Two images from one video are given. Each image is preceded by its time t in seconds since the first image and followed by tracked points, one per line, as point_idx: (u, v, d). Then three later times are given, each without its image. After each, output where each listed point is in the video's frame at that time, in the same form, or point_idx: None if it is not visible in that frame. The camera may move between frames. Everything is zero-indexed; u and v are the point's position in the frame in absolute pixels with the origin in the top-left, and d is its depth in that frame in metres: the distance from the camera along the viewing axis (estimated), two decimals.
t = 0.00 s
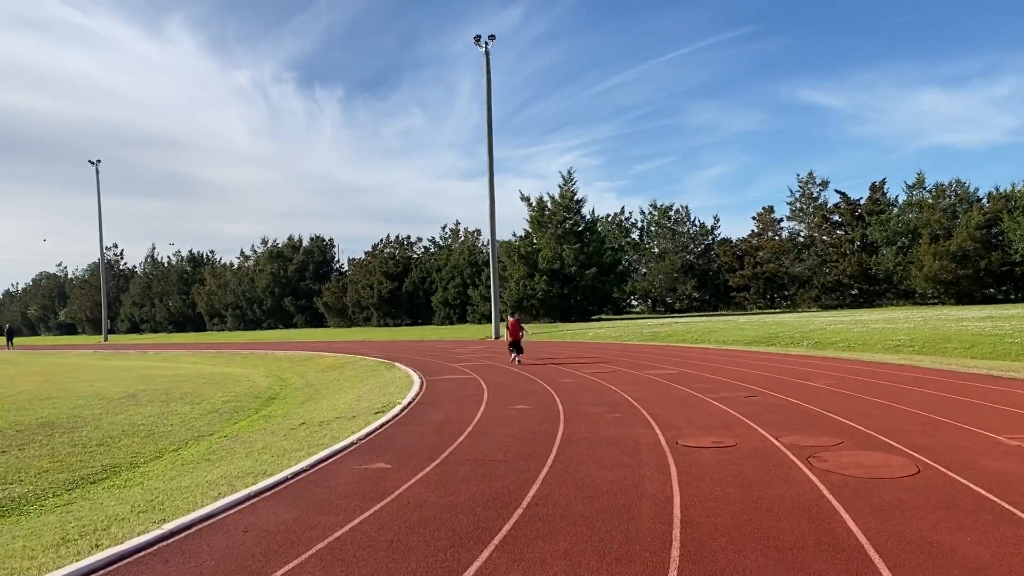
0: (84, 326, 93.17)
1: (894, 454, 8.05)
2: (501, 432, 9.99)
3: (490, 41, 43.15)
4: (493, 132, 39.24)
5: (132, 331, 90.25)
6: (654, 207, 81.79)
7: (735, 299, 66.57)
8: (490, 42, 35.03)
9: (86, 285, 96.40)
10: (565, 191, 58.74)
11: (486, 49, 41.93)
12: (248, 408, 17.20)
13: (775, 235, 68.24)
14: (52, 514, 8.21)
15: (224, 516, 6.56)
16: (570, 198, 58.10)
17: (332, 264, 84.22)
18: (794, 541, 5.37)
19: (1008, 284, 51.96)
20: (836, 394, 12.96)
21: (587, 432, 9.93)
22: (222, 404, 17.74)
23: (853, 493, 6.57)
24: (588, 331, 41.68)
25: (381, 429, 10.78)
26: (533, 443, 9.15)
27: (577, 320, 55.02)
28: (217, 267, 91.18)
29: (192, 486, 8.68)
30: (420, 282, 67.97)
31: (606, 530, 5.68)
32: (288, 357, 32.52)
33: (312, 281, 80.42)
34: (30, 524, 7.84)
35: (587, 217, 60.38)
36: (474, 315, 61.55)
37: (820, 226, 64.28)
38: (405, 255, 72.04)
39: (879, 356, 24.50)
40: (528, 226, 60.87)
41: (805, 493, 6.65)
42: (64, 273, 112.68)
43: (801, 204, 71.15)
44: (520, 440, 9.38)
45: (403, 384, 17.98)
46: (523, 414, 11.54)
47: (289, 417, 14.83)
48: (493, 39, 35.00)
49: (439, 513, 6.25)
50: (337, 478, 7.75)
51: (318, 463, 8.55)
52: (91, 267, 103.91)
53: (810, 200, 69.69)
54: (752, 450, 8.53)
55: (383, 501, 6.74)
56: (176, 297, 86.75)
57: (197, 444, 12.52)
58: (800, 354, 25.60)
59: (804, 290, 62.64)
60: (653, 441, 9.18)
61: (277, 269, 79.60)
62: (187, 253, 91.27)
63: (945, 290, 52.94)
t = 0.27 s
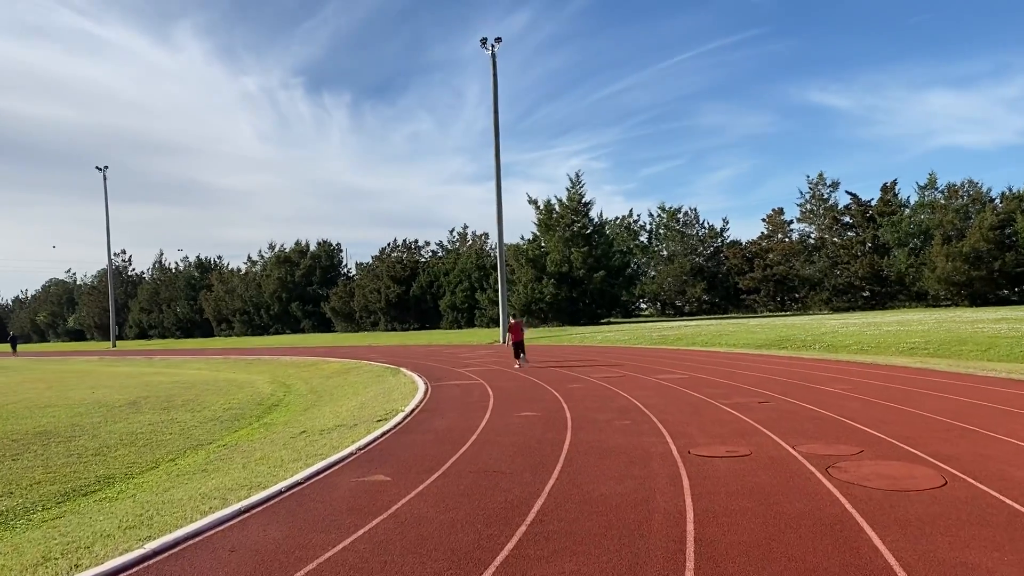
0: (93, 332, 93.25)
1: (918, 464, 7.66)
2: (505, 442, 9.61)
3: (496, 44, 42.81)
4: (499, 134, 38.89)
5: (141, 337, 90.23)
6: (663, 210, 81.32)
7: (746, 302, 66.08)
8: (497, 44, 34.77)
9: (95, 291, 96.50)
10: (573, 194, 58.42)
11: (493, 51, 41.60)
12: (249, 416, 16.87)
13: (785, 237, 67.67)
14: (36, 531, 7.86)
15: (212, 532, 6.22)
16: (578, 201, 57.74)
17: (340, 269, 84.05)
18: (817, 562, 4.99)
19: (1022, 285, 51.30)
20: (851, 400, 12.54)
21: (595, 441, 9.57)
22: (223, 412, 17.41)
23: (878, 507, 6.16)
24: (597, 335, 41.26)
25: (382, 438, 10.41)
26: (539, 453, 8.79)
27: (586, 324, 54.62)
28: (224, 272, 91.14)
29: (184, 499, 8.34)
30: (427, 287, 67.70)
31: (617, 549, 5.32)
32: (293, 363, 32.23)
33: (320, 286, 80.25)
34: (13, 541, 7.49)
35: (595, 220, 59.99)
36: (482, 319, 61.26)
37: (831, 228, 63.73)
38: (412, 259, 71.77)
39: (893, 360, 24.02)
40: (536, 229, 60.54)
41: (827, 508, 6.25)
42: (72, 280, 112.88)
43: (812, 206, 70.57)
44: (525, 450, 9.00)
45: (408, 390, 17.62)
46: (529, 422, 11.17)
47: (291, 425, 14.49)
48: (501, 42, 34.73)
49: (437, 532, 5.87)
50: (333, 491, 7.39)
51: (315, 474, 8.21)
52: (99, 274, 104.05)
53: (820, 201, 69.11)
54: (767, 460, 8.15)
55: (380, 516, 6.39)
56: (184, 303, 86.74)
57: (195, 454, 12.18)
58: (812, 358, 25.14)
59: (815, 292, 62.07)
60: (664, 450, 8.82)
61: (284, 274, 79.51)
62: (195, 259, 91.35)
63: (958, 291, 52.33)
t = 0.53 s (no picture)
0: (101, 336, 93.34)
1: (937, 471, 7.30)
2: (507, 449, 9.28)
3: (502, 45, 42.51)
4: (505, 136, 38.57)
5: (148, 341, 90.22)
6: (670, 211, 80.84)
7: (755, 304, 65.59)
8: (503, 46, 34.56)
9: (103, 295, 96.58)
10: (580, 196, 58.12)
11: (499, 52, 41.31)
12: (250, 421, 16.58)
13: (794, 238, 67.13)
14: (19, 543, 7.57)
15: (195, 548, 5.90)
16: (585, 203, 57.44)
17: (347, 272, 83.92)
18: None
19: None
20: (865, 403, 12.17)
21: (600, 447, 9.23)
22: (223, 417, 17.13)
23: (899, 519, 5.81)
24: (604, 338, 40.88)
25: (380, 445, 10.08)
26: (542, 461, 8.46)
27: (593, 326, 54.27)
28: (232, 276, 91.11)
29: (174, 509, 8.03)
30: (434, 290, 67.49)
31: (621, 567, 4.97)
32: (298, 367, 31.98)
33: (327, 289, 80.13)
34: None
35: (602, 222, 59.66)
36: (489, 322, 60.99)
37: (841, 229, 63.24)
38: (419, 262, 71.56)
39: (906, 362, 23.59)
40: (543, 231, 60.25)
41: (845, 520, 5.90)
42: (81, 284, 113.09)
43: (821, 206, 70.03)
44: (528, 458, 8.66)
45: (411, 395, 17.31)
46: (532, 427, 10.84)
47: (291, 431, 14.19)
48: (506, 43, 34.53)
49: (430, 548, 5.53)
50: (326, 502, 7.08)
51: (308, 483, 7.88)
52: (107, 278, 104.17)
53: (829, 202, 68.60)
54: (779, 468, 7.81)
55: (372, 531, 6.05)
56: (192, 307, 86.73)
57: (191, 461, 11.87)
58: (823, 361, 24.73)
59: (825, 294, 61.55)
60: (671, 457, 8.49)
61: (291, 277, 79.42)
62: (203, 262, 91.42)
63: (970, 292, 51.75)
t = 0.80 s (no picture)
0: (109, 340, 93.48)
1: (959, 483, 6.93)
2: (506, 458, 8.94)
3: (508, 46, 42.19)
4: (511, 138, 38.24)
5: (156, 345, 90.23)
6: (678, 214, 80.33)
7: (763, 307, 65.06)
8: (508, 47, 34.27)
9: (111, 299, 96.69)
10: (586, 199, 57.77)
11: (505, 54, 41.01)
12: (249, 427, 16.24)
13: (803, 240, 66.57)
14: None
15: (172, 566, 5.59)
16: (591, 206, 57.08)
17: (354, 275, 83.77)
18: None
19: None
20: (879, 410, 11.79)
21: (604, 456, 8.88)
22: (222, 423, 16.84)
23: (921, 537, 5.44)
24: (610, 341, 40.46)
25: (376, 454, 9.74)
26: (542, 472, 8.11)
27: (600, 330, 53.88)
28: (239, 279, 91.09)
29: (159, 522, 7.72)
30: (441, 293, 67.23)
31: None
32: (302, 371, 31.68)
33: (333, 293, 79.98)
34: None
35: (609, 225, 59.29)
36: (495, 325, 60.69)
37: (850, 231, 62.67)
38: (426, 266, 71.32)
39: (918, 365, 23.13)
40: (550, 234, 59.90)
41: (862, 537, 5.53)
42: (89, 288, 113.27)
43: (829, 208, 69.46)
44: (527, 469, 8.31)
45: (412, 400, 16.98)
46: (535, 435, 10.50)
47: (289, 437, 13.87)
48: (511, 45, 34.25)
49: (420, 568, 5.19)
50: (314, 515, 6.75)
51: (298, 495, 7.56)
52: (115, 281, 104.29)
53: (838, 204, 68.02)
54: (790, 480, 7.45)
55: (359, 549, 5.72)
56: (199, 311, 86.71)
57: (185, 470, 11.55)
58: (834, 365, 24.28)
59: (834, 296, 60.99)
60: (677, 468, 8.13)
61: (298, 281, 79.32)
62: (210, 266, 91.45)
63: (981, 295, 51.14)
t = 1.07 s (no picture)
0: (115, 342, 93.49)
1: (982, 497, 6.55)
2: (505, 468, 8.60)
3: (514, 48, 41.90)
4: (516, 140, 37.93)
5: (162, 348, 90.16)
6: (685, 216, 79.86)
7: (771, 309, 64.56)
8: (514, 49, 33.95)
9: (117, 301, 96.68)
10: (592, 201, 57.35)
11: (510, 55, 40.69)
12: (246, 433, 15.92)
13: (811, 243, 66.04)
14: None
15: None
16: (598, 208, 56.64)
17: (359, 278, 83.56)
18: None
19: None
20: (893, 417, 11.40)
21: (607, 466, 8.53)
22: (219, 429, 16.53)
23: (945, 557, 5.08)
24: (616, 344, 40.08)
25: (370, 463, 9.41)
26: (542, 483, 7.76)
27: (607, 333, 53.46)
28: (244, 282, 90.97)
29: (143, 535, 7.39)
30: (446, 295, 66.94)
31: None
32: (304, 375, 31.38)
33: (339, 295, 79.78)
34: None
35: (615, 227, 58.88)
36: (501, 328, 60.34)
37: (859, 233, 62.09)
38: (431, 268, 71.03)
39: (930, 369, 22.69)
40: (556, 236, 59.50)
41: (882, 557, 5.17)
42: (95, 290, 113.38)
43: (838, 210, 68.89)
44: (527, 480, 7.96)
45: (413, 405, 16.64)
46: (536, 443, 10.16)
47: (286, 444, 13.55)
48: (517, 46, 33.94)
49: None
50: (299, 530, 6.42)
51: (285, 507, 7.23)
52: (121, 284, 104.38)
53: (847, 206, 67.44)
54: (803, 492, 7.09)
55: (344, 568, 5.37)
56: (204, 314, 86.60)
57: (177, 478, 11.24)
58: (844, 368, 23.84)
59: (842, 299, 60.43)
60: (683, 479, 7.78)
61: (303, 283, 79.15)
62: (216, 269, 91.41)
63: (992, 297, 50.54)
